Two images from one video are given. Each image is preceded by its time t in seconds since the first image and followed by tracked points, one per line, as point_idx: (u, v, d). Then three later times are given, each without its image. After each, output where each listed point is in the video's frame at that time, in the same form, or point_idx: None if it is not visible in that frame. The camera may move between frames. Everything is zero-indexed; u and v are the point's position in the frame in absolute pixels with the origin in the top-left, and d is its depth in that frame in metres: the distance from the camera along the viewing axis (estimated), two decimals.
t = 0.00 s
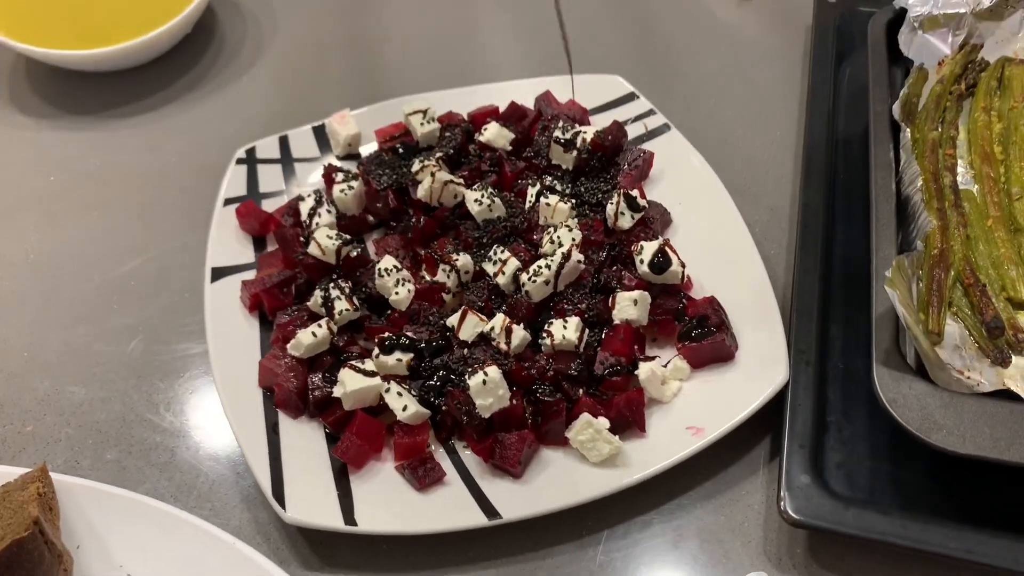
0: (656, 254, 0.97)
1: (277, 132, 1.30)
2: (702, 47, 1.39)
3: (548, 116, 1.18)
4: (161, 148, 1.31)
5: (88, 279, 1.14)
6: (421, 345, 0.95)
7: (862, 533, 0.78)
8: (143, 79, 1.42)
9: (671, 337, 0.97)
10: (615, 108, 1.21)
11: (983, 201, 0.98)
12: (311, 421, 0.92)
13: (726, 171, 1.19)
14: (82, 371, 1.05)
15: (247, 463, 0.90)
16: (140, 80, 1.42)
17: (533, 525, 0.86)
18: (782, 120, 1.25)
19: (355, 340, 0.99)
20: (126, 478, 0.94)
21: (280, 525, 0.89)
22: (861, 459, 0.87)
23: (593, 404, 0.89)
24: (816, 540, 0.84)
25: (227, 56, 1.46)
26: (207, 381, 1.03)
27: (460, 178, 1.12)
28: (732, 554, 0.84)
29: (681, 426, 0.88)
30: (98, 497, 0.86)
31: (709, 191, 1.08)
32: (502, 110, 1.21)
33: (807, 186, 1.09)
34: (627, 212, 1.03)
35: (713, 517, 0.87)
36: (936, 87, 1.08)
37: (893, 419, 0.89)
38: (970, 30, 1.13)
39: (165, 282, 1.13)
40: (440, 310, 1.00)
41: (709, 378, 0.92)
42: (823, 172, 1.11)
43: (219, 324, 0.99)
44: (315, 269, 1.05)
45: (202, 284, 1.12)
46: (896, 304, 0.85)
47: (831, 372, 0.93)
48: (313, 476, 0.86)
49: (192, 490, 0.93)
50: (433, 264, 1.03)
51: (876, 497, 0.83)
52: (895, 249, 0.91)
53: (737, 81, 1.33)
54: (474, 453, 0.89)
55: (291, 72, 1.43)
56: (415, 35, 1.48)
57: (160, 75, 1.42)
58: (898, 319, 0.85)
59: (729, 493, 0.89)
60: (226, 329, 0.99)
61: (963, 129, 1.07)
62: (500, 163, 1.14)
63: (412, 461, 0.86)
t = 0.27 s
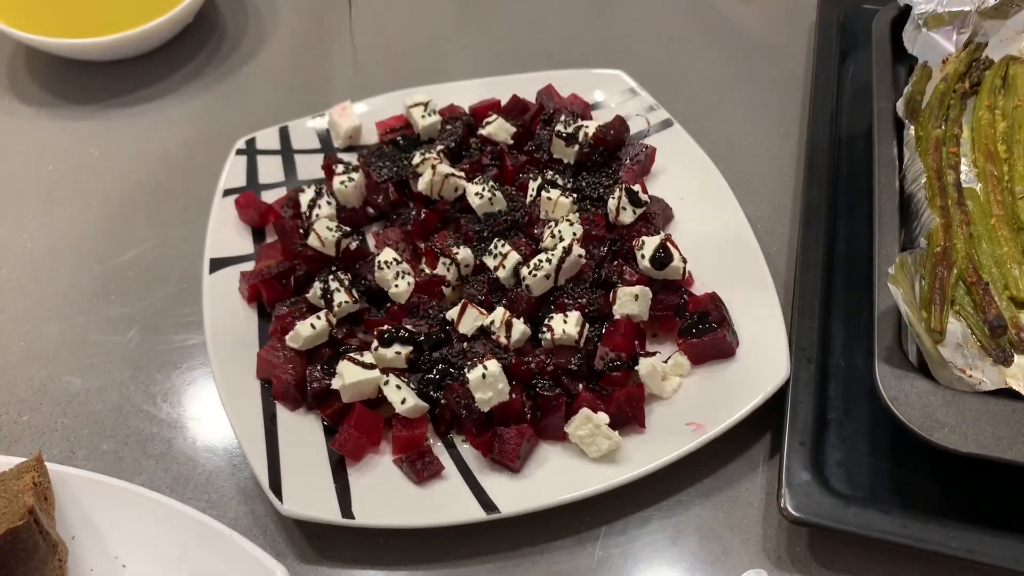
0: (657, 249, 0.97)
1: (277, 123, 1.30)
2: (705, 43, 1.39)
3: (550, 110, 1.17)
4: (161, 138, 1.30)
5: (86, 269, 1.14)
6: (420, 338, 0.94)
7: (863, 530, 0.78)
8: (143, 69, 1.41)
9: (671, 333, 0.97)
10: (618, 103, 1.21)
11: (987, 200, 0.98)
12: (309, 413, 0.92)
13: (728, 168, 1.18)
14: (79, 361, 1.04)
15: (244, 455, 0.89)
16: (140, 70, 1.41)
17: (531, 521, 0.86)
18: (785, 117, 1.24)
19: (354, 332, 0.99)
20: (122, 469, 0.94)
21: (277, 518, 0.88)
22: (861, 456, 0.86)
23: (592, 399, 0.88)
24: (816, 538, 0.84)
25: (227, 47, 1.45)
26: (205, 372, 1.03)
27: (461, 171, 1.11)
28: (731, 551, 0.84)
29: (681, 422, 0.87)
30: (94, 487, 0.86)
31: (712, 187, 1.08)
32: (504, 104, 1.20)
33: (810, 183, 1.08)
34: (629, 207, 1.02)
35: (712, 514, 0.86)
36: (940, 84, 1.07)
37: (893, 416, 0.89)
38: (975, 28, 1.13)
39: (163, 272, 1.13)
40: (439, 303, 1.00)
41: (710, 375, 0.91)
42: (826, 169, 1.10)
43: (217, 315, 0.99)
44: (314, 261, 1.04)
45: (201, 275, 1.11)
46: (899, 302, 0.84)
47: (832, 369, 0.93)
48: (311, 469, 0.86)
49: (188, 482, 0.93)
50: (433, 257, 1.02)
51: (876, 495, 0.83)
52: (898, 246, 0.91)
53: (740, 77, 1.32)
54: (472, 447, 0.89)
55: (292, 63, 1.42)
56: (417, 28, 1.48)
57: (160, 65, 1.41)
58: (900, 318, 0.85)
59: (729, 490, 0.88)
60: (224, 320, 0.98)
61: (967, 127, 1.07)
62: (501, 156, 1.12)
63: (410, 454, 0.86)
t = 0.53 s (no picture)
0: (667, 247, 0.96)
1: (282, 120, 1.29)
2: (712, 40, 1.38)
3: (558, 106, 1.16)
4: (165, 134, 1.29)
5: (91, 266, 1.13)
6: (428, 336, 0.93)
7: (876, 530, 0.78)
8: (147, 65, 1.40)
9: (681, 331, 0.96)
10: (625, 99, 1.20)
11: (997, 197, 0.97)
12: (316, 411, 0.92)
13: (736, 165, 1.18)
14: (84, 359, 1.03)
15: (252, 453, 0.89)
16: (144, 66, 1.40)
17: (541, 520, 0.85)
18: (793, 114, 1.24)
19: (362, 330, 0.99)
20: (128, 467, 0.93)
21: (285, 517, 0.88)
22: (873, 455, 0.86)
23: (602, 397, 0.88)
24: (828, 537, 0.83)
25: (232, 43, 1.44)
26: (211, 371, 1.02)
27: (469, 168, 1.11)
28: (742, 550, 0.83)
29: (691, 420, 0.87)
30: (101, 486, 0.85)
31: (720, 184, 1.08)
32: (511, 101, 1.20)
33: (819, 180, 1.08)
34: (638, 204, 1.02)
35: (723, 513, 0.86)
36: (950, 81, 1.07)
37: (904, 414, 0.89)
38: (985, 24, 1.12)
39: (169, 270, 1.12)
40: (447, 301, 0.99)
41: (720, 373, 0.91)
42: (835, 166, 1.10)
43: (224, 313, 0.98)
44: (321, 258, 1.04)
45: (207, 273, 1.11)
46: (912, 299, 0.84)
47: (842, 367, 0.93)
48: (320, 468, 0.85)
49: (195, 480, 0.92)
50: (441, 255, 1.02)
51: (889, 494, 0.82)
52: (910, 244, 0.90)
53: (747, 74, 1.31)
54: (482, 446, 0.88)
55: (297, 60, 1.41)
56: (422, 25, 1.47)
57: (164, 61, 1.41)
58: (913, 315, 0.84)
59: (740, 488, 0.88)
60: (231, 318, 0.98)
61: (977, 124, 1.06)
62: (508, 153, 1.12)
63: (420, 453, 0.86)
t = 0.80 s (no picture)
0: (677, 242, 0.96)
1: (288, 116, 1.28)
2: (719, 35, 1.38)
3: (565, 102, 1.16)
4: (170, 131, 1.29)
5: (97, 263, 1.12)
6: (438, 332, 0.93)
7: (890, 525, 0.78)
8: (151, 62, 1.39)
9: (692, 326, 0.96)
10: (633, 94, 1.20)
11: (1009, 190, 0.96)
12: (326, 408, 0.91)
13: (745, 160, 1.17)
14: (91, 357, 1.03)
15: (262, 450, 0.88)
16: (148, 63, 1.39)
17: (552, 516, 0.85)
18: (801, 108, 1.23)
19: (371, 326, 0.98)
20: (137, 465, 0.93)
21: (295, 514, 0.87)
22: (885, 450, 0.86)
23: (614, 393, 0.87)
24: (841, 532, 0.83)
25: (236, 40, 1.43)
26: (219, 368, 1.02)
27: (477, 164, 1.10)
28: (755, 546, 0.83)
29: (703, 416, 0.87)
30: (110, 484, 0.85)
31: (730, 179, 1.07)
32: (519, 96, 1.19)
33: (829, 174, 1.07)
34: (647, 199, 1.02)
35: (736, 508, 0.86)
36: (959, 75, 1.06)
37: (917, 409, 0.88)
38: (993, 19, 1.10)
39: (175, 267, 1.12)
40: (457, 297, 0.99)
41: (732, 368, 0.90)
42: (844, 161, 1.09)
43: (232, 310, 0.97)
44: (329, 254, 1.03)
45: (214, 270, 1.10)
46: (927, 293, 0.83)
47: (854, 362, 0.92)
48: (330, 465, 0.85)
49: (205, 478, 0.92)
50: (450, 250, 1.01)
51: (902, 488, 0.82)
52: (922, 238, 0.90)
53: (755, 69, 1.31)
54: (493, 442, 0.87)
55: (301, 56, 1.40)
56: (426, 21, 1.46)
57: (168, 57, 1.40)
58: (927, 309, 0.84)
59: (752, 484, 0.87)
60: (239, 315, 0.97)
61: (987, 118, 1.06)
62: (516, 148, 1.12)
63: (431, 449, 0.85)
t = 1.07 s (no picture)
0: (679, 242, 0.96)
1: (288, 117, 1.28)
2: (719, 35, 1.37)
3: (566, 102, 1.15)
4: (170, 133, 1.28)
5: (97, 265, 1.12)
6: (440, 334, 0.93)
7: (893, 526, 0.77)
8: (150, 63, 1.39)
9: (694, 327, 0.96)
10: (634, 94, 1.19)
11: (1010, 190, 0.97)
12: (328, 410, 0.91)
13: (746, 160, 1.17)
14: (92, 359, 1.03)
15: (264, 453, 0.88)
16: (147, 65, 1.39)
17: (555, 518, 0.85)
18: (802, 108, 1.23)
19: (373, 328, 0.98)
20: (138, 468, 0.92)
21: (297, 517, 0.87)
22: (888, 450, 0.85)
23: (616, 394, 0.87)
24: (845, 533, 0.83)
25: (236, 41, 1.43)
26: (220, 370, 1.01)
27: (478, 165, 1.10)
28: (758, 547, 0.83)
29: (706, 417, 0.86)
30: (111, 487, 0.84)
31: (731, 179, 1.07)
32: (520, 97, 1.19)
33: (831, 175, 1.07)
34: (648, 200, 1.01)
35: (739, 509, 0.85)
36: (960, 75, 1.06)
37: (920, 409, 0.88)
38: (993, 19, 1.10)
39: (176, 269, 1.11)
40: (458, 298, 0.98)
41: (734, 369, 0.90)
42: (846, 161, 1.09)
43: (233, 312, 0.97)
44: (330, 256, 1.03)
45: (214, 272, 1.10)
46: (930, 294, 0.83)
47: (857, 363, 0.92)
48: (332, 467, 0.85)
49: (206, 480, 0.91)
50: (451, 252, 1.01)
51: (905, 489, 0.82)
52: (925, 238, 0.90)
53: (755, 69, 1.31)
54: (495, 444, 0.87)
55: (301, 57, 1.40)
56: (427, 21, 1.46)
57: (168, 59, 1.40)
58: (930, 310, 0.83)
59: (755, 485, 0.87)
60: (240, 317, 0.97)
61: (988, 118, 1.06)
62: (517, 149, 1.12)
63: (433, 451, 0.85)
